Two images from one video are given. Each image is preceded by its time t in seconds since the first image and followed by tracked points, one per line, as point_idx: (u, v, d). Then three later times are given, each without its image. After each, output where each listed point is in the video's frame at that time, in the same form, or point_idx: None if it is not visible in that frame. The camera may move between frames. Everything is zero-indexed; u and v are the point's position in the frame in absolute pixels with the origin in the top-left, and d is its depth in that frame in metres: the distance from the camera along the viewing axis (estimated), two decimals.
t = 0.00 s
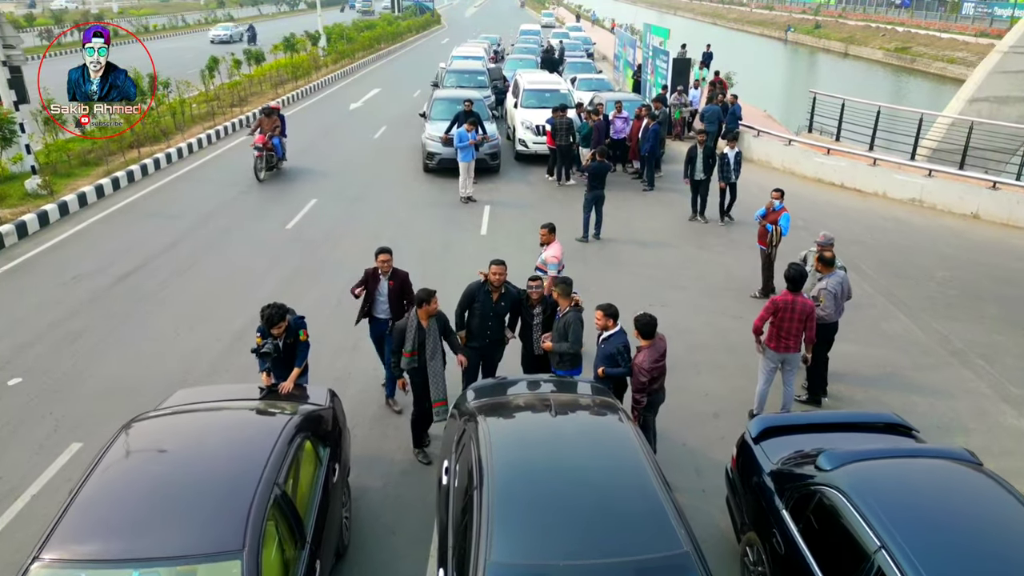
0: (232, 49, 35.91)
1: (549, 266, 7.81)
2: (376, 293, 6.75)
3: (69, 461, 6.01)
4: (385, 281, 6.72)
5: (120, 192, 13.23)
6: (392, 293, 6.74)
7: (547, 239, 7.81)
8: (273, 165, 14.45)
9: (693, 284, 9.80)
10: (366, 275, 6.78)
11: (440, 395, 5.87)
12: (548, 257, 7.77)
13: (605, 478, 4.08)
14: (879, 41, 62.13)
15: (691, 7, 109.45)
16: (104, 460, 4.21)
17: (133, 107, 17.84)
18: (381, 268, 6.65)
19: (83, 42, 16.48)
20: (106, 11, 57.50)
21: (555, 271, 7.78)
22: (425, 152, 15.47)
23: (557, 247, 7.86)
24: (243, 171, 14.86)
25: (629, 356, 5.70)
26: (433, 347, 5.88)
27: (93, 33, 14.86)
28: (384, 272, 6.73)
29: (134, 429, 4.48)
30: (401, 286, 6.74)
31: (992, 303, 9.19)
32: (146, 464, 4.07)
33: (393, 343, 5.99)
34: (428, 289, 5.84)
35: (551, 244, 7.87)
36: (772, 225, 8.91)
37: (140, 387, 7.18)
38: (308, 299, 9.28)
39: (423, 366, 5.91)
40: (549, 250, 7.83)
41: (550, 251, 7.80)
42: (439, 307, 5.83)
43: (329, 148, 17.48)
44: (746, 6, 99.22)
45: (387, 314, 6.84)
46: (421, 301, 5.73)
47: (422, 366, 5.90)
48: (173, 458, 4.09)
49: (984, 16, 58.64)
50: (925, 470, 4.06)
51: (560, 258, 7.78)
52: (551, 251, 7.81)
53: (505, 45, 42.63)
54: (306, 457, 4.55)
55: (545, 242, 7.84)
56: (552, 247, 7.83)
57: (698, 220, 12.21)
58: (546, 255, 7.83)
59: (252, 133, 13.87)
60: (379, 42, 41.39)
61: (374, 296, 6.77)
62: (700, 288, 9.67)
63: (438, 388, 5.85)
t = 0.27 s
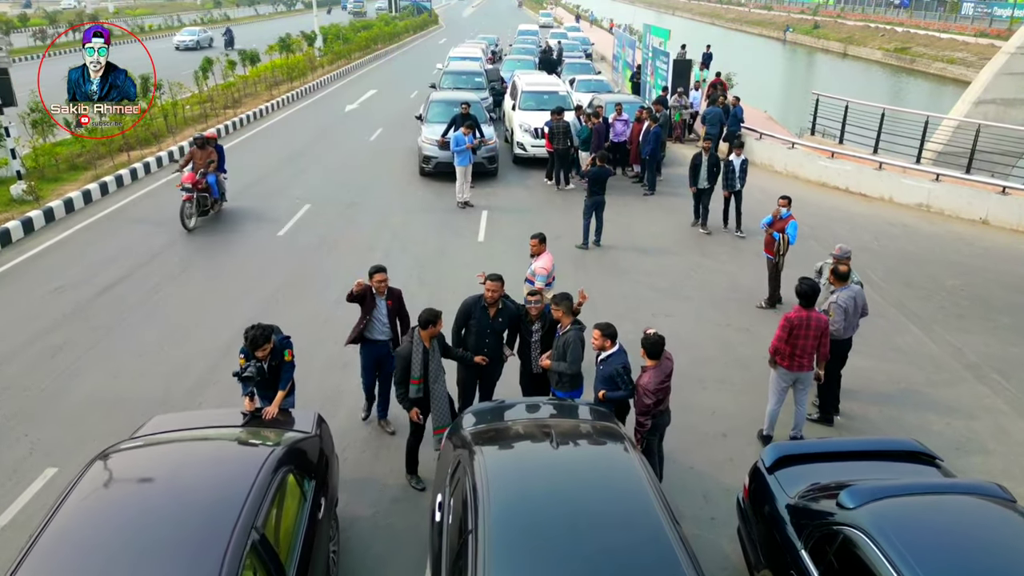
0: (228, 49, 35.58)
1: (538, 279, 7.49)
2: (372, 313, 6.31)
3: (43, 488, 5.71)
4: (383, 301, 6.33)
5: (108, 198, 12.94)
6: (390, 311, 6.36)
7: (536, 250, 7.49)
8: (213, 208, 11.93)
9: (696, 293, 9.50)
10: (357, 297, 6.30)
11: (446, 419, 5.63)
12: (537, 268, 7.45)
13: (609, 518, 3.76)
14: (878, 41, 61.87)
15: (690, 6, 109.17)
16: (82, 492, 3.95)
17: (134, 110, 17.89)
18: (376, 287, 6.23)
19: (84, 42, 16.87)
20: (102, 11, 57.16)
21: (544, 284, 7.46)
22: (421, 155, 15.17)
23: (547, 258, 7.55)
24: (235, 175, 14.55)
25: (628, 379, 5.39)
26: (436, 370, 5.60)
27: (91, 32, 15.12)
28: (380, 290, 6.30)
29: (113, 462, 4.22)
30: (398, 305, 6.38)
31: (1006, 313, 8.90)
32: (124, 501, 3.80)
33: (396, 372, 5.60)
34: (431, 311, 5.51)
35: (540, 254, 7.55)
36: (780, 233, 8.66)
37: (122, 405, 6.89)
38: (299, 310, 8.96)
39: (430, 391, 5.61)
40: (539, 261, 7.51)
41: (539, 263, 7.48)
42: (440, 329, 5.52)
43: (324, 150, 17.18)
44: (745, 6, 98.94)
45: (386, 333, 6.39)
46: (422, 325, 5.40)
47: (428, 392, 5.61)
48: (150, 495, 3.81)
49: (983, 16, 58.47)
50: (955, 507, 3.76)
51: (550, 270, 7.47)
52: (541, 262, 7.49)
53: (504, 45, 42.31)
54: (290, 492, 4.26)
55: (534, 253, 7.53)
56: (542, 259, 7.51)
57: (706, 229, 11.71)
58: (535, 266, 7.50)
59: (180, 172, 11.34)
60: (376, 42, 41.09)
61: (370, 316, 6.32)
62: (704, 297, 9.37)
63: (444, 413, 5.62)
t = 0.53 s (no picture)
0: (222, 50, 35.29)
1: (527, 292, 7.15)
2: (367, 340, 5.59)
3: (13, 519, 5.39)
4: (376, 327, 5.67)
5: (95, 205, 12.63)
6: (386, 337, 5.69)
7: (523, 262, 7.16)
8: (111, 279, 9.24)
9: (700, 304, 9.19)
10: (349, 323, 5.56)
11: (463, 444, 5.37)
12: (526, 282, 7.12)
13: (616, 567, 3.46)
14: (877, 41, 61.63)
15: (688, 7, 108.92)
16: (52, 524, 3.67)
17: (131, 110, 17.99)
18: (373, 311, 5.52)
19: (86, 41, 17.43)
20: (96, 11, 56.83)
21: (534, 297, 7.13)
22: (417, 160, 14.87)
23: (535, 270, 7.21)
24: (226, 180, 14.23)
25: (626, 405, 5.13)
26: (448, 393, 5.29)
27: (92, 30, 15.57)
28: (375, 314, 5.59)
29: (91, 493, 3.95)
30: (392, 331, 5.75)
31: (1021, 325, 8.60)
32: (103, 535, 3.54)
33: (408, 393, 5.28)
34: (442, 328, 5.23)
35: (528, 267, 7.21)
36: (787, 243, 8.40)
37: (101, 426, 6.56)
38: (288, 322, 8.64)
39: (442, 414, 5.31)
40: (527, 274, 7.18)
41: (528, 276, 7.14)
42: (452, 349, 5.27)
43: (318, 154, 16.88)
44: (743, 6, 98.73)
45: (382, 361, 5.69)
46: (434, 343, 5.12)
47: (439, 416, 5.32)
48: (127, 531, 3.54)
49: (983, 17, 58.36)
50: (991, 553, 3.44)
51: (540, 283, 7.13)
52: (529, 275, 7.16)
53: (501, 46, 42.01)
54: (271, 534, 3.95)
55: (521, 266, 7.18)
56: (530, 271, 7.18)
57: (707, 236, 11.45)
58: (523, 279, 7.17)
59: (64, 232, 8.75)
60: (373, 43, 40.80)
61: (366, 343, 5.60)
62: (708, 309, 9.06)
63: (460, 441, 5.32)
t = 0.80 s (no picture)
0: (217, 51, 34.95)
1: (514, 303, 6.65)
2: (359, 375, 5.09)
3: None
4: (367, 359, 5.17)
5: (81, 210, 12.30)
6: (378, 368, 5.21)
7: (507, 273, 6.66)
8: None
9: (704, 315, 8.88)
10: (336, 358, 5.03)
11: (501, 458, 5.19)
12: (512, 292, 6.62)
13: None
14: (877, 42, 61.36)
15: (686, 7, 108.65)
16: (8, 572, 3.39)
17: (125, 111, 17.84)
18: (363, 345, 5.00)
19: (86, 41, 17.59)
20: (91, 12, 56.45)
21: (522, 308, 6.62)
22: (413, 164, 14.56)
23: (519, 280, 6.74)
24: (217, 185, 13.90)
25: (627, 432, 4.81)
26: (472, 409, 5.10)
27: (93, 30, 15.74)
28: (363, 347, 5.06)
29: (59, 536, 3.64)
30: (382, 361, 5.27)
31: None
32: None
33: (429, 401, 5.16)
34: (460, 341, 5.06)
35: (511, 278, 6.73)
36: (795, 252, 8.14)
37: (78, 451, 6.24)
38: (277, 333, 8.30)
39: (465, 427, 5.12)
40: (511, 284, 6.69)
41: (512, 286, 6.64)
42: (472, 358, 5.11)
43: (312, 157, 16.57)
44: (741, 6, 98.46)
45: (376, 395, 5.24)
46: (455, 353, 5.00)
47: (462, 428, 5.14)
48: None
49: (982, 17, 58.17)
50: None
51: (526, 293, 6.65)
52: (514, 285, 6.67)
53: (498, 46, 41.70)
54: None
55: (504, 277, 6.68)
56: (514, 281, 6.71)
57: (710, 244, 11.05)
58: (508, 291, 6.67)
59: None
60: (369, 44, 40.46)
61: (358, 379, 5.09)
62: (713, 320, 8.75)
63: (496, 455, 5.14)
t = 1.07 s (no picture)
0: (213, 52, 34.63)
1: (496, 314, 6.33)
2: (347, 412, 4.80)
3: None
4: (355, 394, 4.88)
5: (67, 217, 11.98)
6: (366, 402, 4.91)
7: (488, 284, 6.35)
8: None
9: (708, 328, 8.59)
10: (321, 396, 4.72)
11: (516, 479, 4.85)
12: (495, 304, 6.32)
13: None
14: (876, 42, 61.10)
15: (684, 7, 108.39)
16: None
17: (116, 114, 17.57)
18: (347, 381, 4.70)
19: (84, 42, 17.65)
20: (86, 12, 56.05)
21: (504, 320, 6.31)
22: (408, 168, 14.26)
23: (502, 292, 6.44)
24: (207, 191, 13.59)
25: (636, 459, 4.52)
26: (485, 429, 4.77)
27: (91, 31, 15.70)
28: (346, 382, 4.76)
29: None
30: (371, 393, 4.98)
31: None
32: None
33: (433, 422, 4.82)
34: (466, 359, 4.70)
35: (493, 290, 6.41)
36: (805, 264, 7.86)
37: (53, 477, 5.93)
38: (265, 347, 7.99)
39: (472, 448, 4.79)
40: (493, 296, 6.40)
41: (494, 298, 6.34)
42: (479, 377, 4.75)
43: (306, 161, 16.26)
44: (740, 6, 98.19)
45: (368, 431, 4.97)
46: (462, 372, 4.62)
47: (470, 449, 4.79)
48: None
49: (982, 17, 57.97)
50: None
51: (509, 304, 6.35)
52: (497, 297, 6.37)
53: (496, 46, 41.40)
54: None
55: (485, 288, 6.37)
56: (496, 293, 6.41)
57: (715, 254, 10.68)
58: (490, 302, 6.37)
59: None
60: (366, 44, 40.13)
61: (346, 416, 4.79)
62: (717, 333, 8.45)
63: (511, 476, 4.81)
